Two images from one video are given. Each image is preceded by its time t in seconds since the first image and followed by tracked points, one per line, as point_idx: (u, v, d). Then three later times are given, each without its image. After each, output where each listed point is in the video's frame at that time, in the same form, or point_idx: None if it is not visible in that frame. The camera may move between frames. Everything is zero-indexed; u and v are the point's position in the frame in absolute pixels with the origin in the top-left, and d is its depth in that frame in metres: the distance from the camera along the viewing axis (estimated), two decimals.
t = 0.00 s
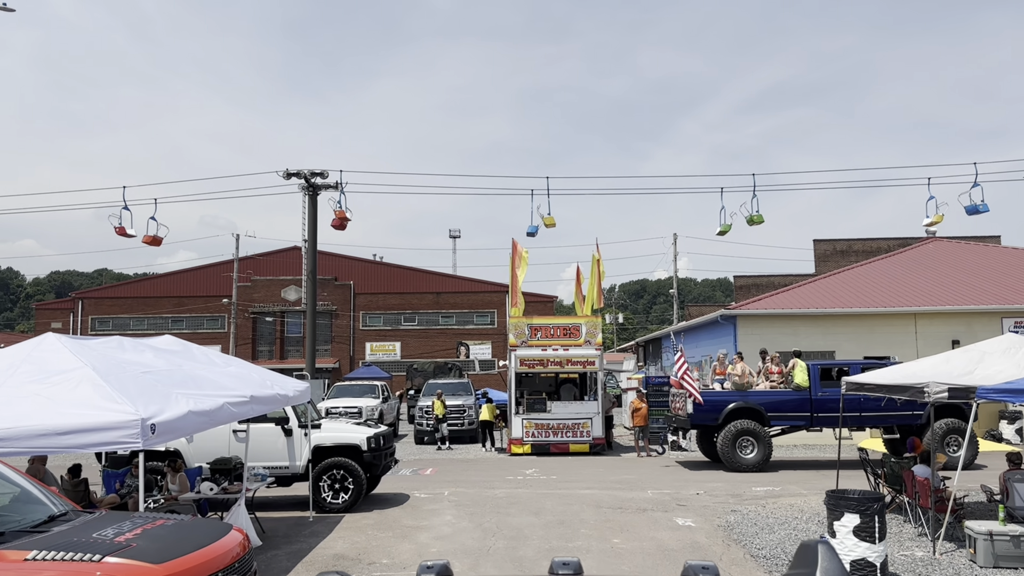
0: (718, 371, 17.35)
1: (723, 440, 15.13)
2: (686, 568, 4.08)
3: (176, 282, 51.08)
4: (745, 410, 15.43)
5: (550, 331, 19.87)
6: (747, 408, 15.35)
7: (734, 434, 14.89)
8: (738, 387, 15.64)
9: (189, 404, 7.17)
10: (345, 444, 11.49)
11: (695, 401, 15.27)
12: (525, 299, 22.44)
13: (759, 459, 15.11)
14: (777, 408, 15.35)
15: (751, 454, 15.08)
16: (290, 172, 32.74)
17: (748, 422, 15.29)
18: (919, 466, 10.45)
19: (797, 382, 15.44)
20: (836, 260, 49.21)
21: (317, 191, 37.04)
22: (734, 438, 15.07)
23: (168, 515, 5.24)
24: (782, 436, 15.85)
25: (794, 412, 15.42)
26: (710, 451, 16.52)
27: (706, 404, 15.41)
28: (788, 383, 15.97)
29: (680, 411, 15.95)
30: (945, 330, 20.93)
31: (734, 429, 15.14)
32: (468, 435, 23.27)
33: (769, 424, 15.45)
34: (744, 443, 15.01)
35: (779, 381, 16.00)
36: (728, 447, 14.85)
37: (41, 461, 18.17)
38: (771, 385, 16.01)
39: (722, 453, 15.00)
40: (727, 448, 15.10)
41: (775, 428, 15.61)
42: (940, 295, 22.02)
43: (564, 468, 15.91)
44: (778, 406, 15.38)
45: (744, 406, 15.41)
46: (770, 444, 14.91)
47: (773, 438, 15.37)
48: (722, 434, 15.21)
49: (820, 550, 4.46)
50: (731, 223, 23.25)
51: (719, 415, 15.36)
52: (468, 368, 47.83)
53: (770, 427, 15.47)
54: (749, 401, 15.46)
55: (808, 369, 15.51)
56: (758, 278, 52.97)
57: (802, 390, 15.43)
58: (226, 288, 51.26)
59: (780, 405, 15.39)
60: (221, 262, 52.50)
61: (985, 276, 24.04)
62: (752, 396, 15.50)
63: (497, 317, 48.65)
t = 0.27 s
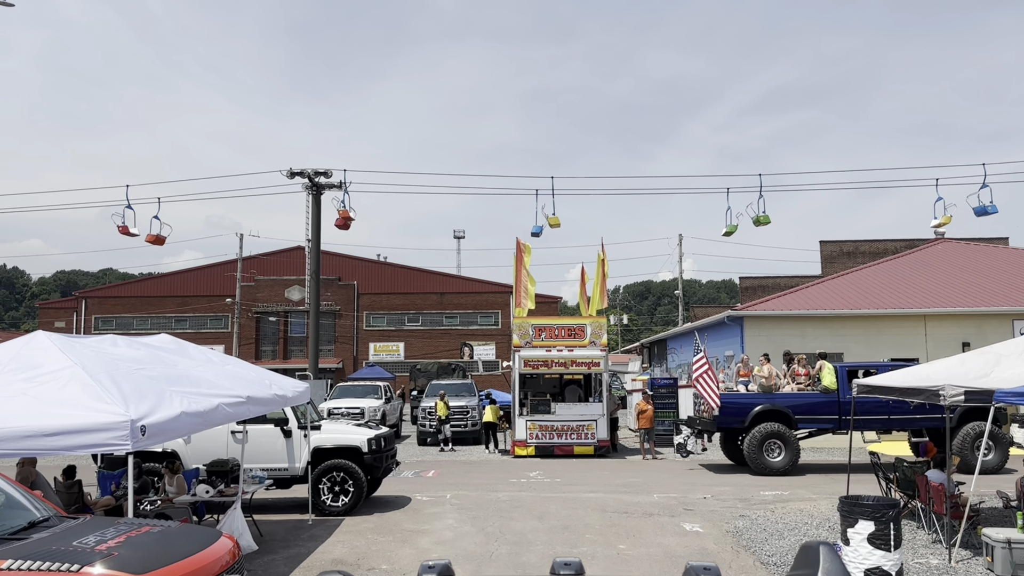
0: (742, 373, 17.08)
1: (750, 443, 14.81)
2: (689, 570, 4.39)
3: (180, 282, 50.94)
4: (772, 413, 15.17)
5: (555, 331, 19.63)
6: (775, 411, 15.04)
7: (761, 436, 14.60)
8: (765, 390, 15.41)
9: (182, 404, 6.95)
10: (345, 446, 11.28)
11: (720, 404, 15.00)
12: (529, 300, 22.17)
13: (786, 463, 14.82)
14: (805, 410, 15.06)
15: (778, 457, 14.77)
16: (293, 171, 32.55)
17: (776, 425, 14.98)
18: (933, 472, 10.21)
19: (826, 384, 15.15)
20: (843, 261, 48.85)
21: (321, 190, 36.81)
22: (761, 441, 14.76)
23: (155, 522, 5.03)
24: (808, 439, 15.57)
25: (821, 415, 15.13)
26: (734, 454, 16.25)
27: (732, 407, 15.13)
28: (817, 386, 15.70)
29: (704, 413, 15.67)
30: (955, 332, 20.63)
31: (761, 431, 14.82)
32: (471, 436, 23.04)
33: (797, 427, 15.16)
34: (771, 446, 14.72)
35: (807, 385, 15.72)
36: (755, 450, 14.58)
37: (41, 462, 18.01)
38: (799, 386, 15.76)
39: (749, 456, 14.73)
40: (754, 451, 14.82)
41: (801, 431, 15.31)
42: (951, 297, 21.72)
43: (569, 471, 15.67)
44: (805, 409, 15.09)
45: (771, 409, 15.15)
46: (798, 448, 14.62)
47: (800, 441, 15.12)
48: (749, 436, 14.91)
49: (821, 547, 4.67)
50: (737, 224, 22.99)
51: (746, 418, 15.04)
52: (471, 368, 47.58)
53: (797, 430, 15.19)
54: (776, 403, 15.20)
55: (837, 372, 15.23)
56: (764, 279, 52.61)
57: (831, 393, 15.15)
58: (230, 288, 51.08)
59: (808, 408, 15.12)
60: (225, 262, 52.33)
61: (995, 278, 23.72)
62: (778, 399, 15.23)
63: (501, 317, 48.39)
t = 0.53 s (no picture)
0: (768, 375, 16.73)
1: (780, 447, 14.53)
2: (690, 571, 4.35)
3: (184, 281, 50.82)
4: (801, 416, 14.87)
5: (559, 332, 19.40)
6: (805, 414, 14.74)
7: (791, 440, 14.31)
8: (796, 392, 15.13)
9: (175, 404, 6.75)
10: (345, 448, 11.07)
11: (748, 405, 14.67)
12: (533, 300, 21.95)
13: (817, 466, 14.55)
14: (836, 413, 14.77)
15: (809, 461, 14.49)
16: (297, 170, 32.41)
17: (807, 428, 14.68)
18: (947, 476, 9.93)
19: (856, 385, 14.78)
20: (850, 262, 48.50)
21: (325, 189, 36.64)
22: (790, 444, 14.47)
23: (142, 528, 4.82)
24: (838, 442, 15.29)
25: (852, 418, 14.83)
26: (761, 457, 15.95)
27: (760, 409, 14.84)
28: (847, 387, 15.36)
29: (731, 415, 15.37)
30: (966, 334, 20.35)
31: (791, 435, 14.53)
32: (474, 437, 22.83)
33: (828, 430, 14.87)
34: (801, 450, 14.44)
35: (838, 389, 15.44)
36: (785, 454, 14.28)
37: (41, 462, 17.87)
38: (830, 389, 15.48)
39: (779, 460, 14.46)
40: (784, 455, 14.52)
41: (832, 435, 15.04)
42: (961, 299, 21.43)
43: (573, 473, 15.45)
44: (837, 412, 14.80)
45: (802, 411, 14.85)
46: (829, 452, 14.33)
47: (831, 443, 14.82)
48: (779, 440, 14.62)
49: (821, 549, 4.67)
50: (744, 225, 22.75)
51: (775, 421, 14.74)
52: (475, 369, 47.36)
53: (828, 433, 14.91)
54: (806, 406, 14.89)
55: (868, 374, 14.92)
56: (770, 280, 52.26)
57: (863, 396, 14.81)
58: (234, 287, 50.95)
59: (838, 410, 14.82)
60: (229, 261, 52.21)
61: (1006, 279, 23.42)
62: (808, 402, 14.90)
63: (505, 318, 48.18)
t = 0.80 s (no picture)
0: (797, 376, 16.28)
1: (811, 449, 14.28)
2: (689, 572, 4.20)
3: (187, 280, 50.68)
4: (833, 418, 14.57)
5: (564, 332, 19.19)
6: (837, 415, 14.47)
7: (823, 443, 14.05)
8: (828, 395, 14.74)
9: (167, 403, 6.56)
10: (345, 449, 10.87)
11: (779, 408, 14.44)
12: (537, 300, 21.76)
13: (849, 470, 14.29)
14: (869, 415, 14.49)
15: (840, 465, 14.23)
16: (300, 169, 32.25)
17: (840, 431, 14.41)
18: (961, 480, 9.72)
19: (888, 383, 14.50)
20: (856, 264, 48.16)
21: (328, 188, 36.48)
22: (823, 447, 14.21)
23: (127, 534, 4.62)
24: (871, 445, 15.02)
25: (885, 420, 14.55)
26: (790, 459, 15.70)
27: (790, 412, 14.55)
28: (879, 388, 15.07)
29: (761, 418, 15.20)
30: (976, 336, 20.06)
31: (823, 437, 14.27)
32: (477, 438, 22.62)
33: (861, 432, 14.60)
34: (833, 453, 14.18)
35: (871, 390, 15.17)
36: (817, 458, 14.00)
37: (39, 462, 17.67)
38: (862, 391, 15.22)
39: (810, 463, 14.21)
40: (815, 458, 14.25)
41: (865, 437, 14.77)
42: (971, 300, 21.14)
43: (577, 476, 15.23)
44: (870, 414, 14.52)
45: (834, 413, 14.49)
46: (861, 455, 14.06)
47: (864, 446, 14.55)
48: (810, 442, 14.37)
49: (821, 548, 4.57)
50: (750, 225, 22.52)
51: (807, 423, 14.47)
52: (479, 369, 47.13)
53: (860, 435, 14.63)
54: (839, 408, 14.57)
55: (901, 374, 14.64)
56: (775, 282, 51.92)
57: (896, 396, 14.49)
58: (237, 287, 50.80)
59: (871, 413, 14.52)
60: (232, 260, 52.08)
61: (1016, 280, 23.13)
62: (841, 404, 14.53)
63: (509, 318, 47.96)
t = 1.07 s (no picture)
0: (829, 378, 15.92)
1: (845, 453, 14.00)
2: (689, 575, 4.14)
3: (191, 280, 50.56)
4: (867, 421, 14.28)
5: (568, 332, 18.97)
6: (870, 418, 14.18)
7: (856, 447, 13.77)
8: (861, 398, 14.46)
9: (159, 403, 6.36)
10: (345, 450, 10.66)
11: (812, 411, 14.22)
12: (541, 300, 21.57)
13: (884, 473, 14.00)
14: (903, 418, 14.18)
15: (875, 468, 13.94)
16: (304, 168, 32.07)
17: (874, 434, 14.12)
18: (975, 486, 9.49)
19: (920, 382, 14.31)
20: (863, 265, 47.88)
21: (332, 187, 36.31)
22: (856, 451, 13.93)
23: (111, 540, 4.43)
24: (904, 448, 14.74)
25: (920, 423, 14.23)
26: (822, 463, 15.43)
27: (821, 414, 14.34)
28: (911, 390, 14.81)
29: (793, 421, 15.07)
30: (987, 338, 19.78)
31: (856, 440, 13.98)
32: (480, 440, 22.41)
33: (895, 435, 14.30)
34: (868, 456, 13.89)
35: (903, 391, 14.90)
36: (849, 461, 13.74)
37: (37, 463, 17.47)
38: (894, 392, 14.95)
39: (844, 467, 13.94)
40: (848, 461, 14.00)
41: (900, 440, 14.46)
42: (981, 301, 20.87)
43: (581, 478, 14.99)
44: (903, 417, 14.21)
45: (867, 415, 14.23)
46: (896, 459, 13.73)
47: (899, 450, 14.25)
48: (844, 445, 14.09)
49: (824, 552, 4.53)
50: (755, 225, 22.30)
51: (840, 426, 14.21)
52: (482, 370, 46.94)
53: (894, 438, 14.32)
54: (871, 411, 14.28)
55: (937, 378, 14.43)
56: (781, 283, 51.63)
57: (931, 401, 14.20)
58: (240, 286, 50.67)
59: (906, 416, 14.20)
60: (236, 260, 51.95)
61: None
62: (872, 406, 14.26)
63: (513, 319, 47.79)
